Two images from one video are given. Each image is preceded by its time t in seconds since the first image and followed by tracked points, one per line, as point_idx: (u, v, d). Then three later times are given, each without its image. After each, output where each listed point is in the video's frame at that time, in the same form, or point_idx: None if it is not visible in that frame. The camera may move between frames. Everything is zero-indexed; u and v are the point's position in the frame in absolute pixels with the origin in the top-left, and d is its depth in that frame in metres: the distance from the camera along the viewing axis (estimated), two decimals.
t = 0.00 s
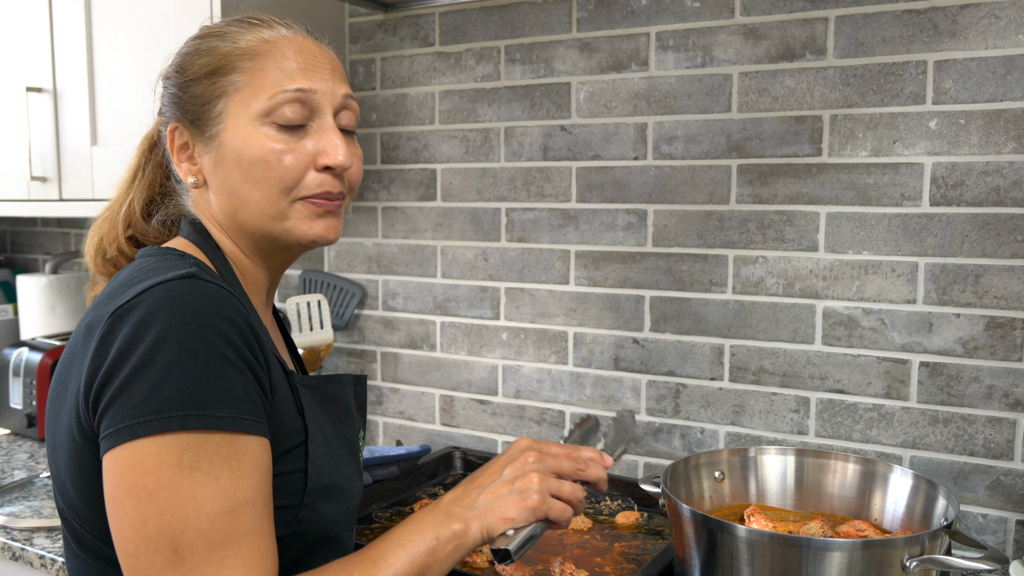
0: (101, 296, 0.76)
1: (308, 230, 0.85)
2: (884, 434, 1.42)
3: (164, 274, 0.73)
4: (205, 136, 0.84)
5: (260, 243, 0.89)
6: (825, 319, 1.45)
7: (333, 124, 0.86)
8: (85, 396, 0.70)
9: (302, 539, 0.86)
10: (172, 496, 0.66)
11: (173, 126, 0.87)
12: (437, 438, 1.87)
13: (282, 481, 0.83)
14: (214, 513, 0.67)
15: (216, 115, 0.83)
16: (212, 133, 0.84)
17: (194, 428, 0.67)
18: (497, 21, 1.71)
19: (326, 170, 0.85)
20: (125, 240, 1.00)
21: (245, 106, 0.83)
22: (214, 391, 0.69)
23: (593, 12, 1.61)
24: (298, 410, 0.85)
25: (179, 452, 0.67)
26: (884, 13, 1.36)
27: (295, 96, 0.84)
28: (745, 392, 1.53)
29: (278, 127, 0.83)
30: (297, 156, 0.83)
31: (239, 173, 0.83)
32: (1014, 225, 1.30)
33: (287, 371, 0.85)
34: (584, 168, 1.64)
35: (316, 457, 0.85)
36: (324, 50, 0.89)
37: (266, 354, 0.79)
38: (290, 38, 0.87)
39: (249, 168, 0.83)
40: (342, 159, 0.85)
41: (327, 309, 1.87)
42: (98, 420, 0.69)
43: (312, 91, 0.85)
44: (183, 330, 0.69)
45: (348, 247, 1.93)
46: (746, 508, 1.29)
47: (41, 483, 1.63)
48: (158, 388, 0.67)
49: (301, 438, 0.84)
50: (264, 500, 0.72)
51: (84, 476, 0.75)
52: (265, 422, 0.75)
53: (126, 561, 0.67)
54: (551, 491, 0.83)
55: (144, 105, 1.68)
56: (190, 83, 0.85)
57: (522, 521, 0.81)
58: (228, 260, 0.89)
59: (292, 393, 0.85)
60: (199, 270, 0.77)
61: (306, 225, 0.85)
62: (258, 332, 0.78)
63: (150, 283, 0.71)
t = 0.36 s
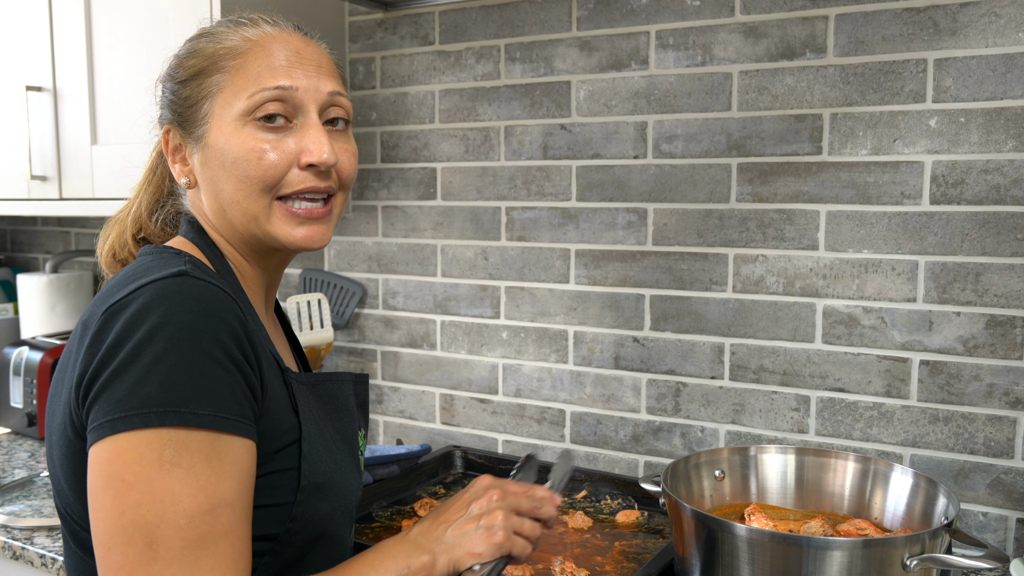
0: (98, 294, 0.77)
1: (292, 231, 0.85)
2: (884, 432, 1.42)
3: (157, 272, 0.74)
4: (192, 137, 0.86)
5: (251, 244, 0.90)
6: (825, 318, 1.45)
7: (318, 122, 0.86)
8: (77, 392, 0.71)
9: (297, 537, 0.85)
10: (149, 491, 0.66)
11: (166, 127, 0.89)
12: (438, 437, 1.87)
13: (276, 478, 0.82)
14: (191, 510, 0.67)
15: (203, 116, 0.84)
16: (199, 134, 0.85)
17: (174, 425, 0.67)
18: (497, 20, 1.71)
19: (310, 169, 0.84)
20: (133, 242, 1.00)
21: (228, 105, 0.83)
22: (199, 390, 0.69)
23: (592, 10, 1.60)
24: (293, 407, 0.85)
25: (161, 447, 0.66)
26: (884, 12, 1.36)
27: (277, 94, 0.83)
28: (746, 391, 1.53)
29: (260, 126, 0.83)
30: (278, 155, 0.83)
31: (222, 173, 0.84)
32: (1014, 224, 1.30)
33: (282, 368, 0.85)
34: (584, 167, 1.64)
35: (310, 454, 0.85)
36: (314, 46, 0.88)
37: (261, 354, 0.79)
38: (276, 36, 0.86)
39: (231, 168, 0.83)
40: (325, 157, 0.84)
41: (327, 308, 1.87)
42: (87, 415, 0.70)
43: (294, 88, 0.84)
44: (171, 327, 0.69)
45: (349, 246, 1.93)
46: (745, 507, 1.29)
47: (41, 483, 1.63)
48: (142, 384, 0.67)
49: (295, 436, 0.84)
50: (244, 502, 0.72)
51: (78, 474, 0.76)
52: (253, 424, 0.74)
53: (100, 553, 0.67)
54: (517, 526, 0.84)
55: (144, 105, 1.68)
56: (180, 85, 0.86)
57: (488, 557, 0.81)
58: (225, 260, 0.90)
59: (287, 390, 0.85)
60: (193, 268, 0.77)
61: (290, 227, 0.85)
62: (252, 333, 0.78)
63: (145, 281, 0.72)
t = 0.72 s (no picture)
0: (101, 296, 0.76)
1: (293, 223, 0.85)
2: (885, 432, 1.42)
3: (163, 273, 0.74)
4: (189, 137, 0.86)
5: (252, 241, 0.89)
6: (826, 318, 1.45)
7: (312, 114, 0.86)
8: (84, 396, 0.71)
9: (300, 538, 0.85)
10: (167, 492, 0.66)
11: (164, 130, 0.89)
12: (438, 437, 1.87)
13: (279, 481, 0.82)
14: (210, 512, 0.68)
15: (198, 116, 0.85)
16: (195, 134, 0.85)
17: (188, 427, 0.67)
18: (497, 20, 1.71)
19: (306, 161, 0.84)
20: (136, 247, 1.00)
21: (222, 102, 0.83)
22: (210, 391, 0.69)
23: (593, 10, 1.60)
24: (296, 409, 0.85)
25: (177, 449, 0.67)
26: (885, 11, 1.36)
27: (270, 88, 0.83)
28: (746, 391, 1.53)
29: (255, 121, 0.83)
30: (274, 149, 0.83)
31: (220, 171, 0.84)
32: (1015, 223, 1.30)
33: (285, 370, 0.85)
34: (584, 167, 1.64)
35: (312, 456, 0.85)
36: (304, 39, 0.89)
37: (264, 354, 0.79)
38: (266, 32, 0.87)
39: (228, 165, 0.83)
40: (321, 148, 0.84)
41: (328, 307, 1.87)
42: (95, 420, 0.70)
43: (287, 81, 0.84)
44: (179, 329, 0.69)
45: (349, 246, 1.93)
46: (746, 507, 1.29)
47: (42, 483, 1.63)
48: (153, 387, 0.67)
49: (297, 438, 0.84)
50: (255, 503, 0.73)
51: (84, 478, 0.76)
52: (259, 425, 0.74)
53: (116, 557, 0.66)
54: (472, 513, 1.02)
55: (145, 105, 1.69)
56: (174, 86, 0.87)
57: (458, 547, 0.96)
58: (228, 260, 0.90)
59: (290, 392, 0.85)
60: (199, 269, 0.77)
61: (291, 219, 0.85)
62: (257, 334, 0.78)
63: (151, 283, 0.72)
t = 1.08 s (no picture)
0: (107, 295, 0.76)
1: (297, 221, 0.85)
2: (886, 432, 1.42)
3: (169, 272, 0.74)
4: (192, 138, 0.86)
5: (257, 240, 0.89)
6: (826, 318, 1.45)
7: (314, 112, 0.86)
8: (90, 395, 0.71)
9: (303, 538, 0.86)
10: (173, 492, 0.66)
11: (167, 132, 0.89)
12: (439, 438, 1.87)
13: (284, 481, 0.83)
14: (215, 511, 0.68)
15: (201, 116, 0.85)
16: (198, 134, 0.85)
17: (193, 428, 0.67)
18: (498, 20, 1.71)
19: (309, 159, 0.84)
20: (140, 248, 0.99)
21: (224, 101, 0.83)
22: (216, 391, 0.69)
23: (594, 10, 1.60)
24: (300, 409, 0.85)
25: (183, 449, 0.67)
26: (885, 11, 1.36)
27: (271, 87, 0.83)
28: (746, 391, 1.53)
29: (257, 120, 0.83)
30: (277, 148, 0.83)
31: (224, 171, 0.84)
32: (1016, 224, 1.30)
33: (290, 370, 0.85)
34: (585, 167, 1.64)
35: (317, 456, 0.85)
36: (304, 38, 0.89)
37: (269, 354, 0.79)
38: (267, 31, 0.87)
39: (231, 165, 0.83)
40: (324, 146, 0.84)
41: (328, 308, 1.87)
42: (101, 419, 0.70)
43: (288, 80, 0.84)
44: (184, 329, 0.69)
45: (350, 246, 1.93)
46: (747, 507, 1.29)
47: (43, 483, 1.63)
48: (159, 387, 0.67)
49: (302, 438, 0.84)
50: (260, 503, 0.73)
51: (89, 477, 0.76)
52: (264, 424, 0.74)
53: (121, 556, 0.66)
54: (463, 469, 1.01)
55: (146, 105, 1.69)
56: (177, 87, 0.87)
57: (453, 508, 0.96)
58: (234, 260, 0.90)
59: (295, 391, 0.85)
60: (205, 269, 0.77)
61: (295, 217, 0.85)
62: (262, 334, 0.78)
63: (157, 282, 0.72)
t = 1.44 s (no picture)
0: (112, 293, 0.76)
1: (316, 221, 0.85)
2: (886, 432, 1.42)
3: (173, 272, 0.74)
4: (205, 139, 0.86)
5: (269, 241, 0.89)
6: (826, 318, 1.45)
7: (330, 115, 0.86)
8: (93, 394, 0.71)
9: (304, 538, 0.86)
10: (173, 491, 0.66)
11: (176, 133, 0.89)
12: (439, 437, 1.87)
13: (287, 481, 0.83)
14: (215, 512, 0.68)
15: (215, 118, 0.84)
16: (212, 136, 0.85)
17: (196, 428, 0.67)
18: (498, 21, 1.71)
19: (327, 160, 0.85)
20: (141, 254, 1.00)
21: (240, 104, 0.83)
22: (219, 391, 0.69)
23: (594, 11, 1.61)
24: (303, 410, 0.85)
25: (184, 449, 0.67)
26: (885, 11, 1.36)
27: (288, 89, 0.84)
28: (746, 391, 1.53)
29: (275, 122, 0.83)
30: (296, 149, 0.83)
31: (241, 172, 0.83)
32: (1016, 223, 1.30)
33: (294, 371, 0.86)
34: (585, 168, 1.64)
35: (320, 457, 0.85)
36: (316, 41, 0.89)
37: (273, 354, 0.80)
38: (278, 33, 0.87)
39: (249, 166, 0.83)
40: (342, 148, 0.84)
41: (328, 308, 1.88)
42: (104, 419, 0.70)
43: (304, 83, 0.85)
44: (189, 328, 0.69)
45: (350, 246, 1.93)
46: (747, 507, 1.29)
47: (43, 484, 1.63)
48: (162, 387, 0.67)
49: (306, 439, 0.85)
50: (261, 505, 0.73)
51: (90, 476, 0.76)
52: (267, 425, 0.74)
53: (121, 555, 0.66)
54: (461, 454, 1.00)
55: (146, 106, 1.69)
56: (187, 89, 0.86)
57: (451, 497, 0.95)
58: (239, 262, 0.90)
59: (299, 392, 0.85)
60: (209, 269, 0.77)
61: (315, 217, 0.85)
62: (266, 335, 0.78)
63: (161, 281, 0.72)
